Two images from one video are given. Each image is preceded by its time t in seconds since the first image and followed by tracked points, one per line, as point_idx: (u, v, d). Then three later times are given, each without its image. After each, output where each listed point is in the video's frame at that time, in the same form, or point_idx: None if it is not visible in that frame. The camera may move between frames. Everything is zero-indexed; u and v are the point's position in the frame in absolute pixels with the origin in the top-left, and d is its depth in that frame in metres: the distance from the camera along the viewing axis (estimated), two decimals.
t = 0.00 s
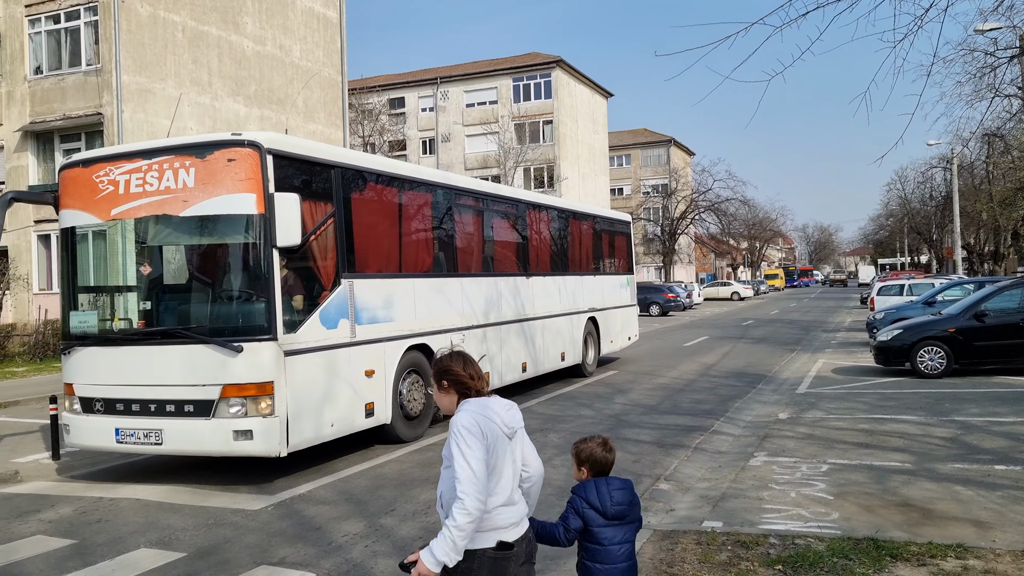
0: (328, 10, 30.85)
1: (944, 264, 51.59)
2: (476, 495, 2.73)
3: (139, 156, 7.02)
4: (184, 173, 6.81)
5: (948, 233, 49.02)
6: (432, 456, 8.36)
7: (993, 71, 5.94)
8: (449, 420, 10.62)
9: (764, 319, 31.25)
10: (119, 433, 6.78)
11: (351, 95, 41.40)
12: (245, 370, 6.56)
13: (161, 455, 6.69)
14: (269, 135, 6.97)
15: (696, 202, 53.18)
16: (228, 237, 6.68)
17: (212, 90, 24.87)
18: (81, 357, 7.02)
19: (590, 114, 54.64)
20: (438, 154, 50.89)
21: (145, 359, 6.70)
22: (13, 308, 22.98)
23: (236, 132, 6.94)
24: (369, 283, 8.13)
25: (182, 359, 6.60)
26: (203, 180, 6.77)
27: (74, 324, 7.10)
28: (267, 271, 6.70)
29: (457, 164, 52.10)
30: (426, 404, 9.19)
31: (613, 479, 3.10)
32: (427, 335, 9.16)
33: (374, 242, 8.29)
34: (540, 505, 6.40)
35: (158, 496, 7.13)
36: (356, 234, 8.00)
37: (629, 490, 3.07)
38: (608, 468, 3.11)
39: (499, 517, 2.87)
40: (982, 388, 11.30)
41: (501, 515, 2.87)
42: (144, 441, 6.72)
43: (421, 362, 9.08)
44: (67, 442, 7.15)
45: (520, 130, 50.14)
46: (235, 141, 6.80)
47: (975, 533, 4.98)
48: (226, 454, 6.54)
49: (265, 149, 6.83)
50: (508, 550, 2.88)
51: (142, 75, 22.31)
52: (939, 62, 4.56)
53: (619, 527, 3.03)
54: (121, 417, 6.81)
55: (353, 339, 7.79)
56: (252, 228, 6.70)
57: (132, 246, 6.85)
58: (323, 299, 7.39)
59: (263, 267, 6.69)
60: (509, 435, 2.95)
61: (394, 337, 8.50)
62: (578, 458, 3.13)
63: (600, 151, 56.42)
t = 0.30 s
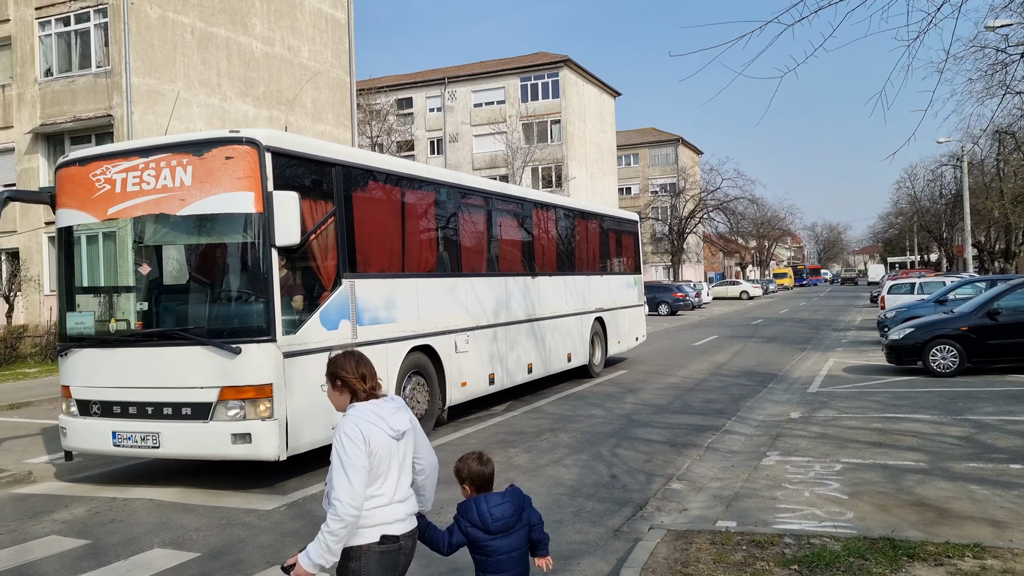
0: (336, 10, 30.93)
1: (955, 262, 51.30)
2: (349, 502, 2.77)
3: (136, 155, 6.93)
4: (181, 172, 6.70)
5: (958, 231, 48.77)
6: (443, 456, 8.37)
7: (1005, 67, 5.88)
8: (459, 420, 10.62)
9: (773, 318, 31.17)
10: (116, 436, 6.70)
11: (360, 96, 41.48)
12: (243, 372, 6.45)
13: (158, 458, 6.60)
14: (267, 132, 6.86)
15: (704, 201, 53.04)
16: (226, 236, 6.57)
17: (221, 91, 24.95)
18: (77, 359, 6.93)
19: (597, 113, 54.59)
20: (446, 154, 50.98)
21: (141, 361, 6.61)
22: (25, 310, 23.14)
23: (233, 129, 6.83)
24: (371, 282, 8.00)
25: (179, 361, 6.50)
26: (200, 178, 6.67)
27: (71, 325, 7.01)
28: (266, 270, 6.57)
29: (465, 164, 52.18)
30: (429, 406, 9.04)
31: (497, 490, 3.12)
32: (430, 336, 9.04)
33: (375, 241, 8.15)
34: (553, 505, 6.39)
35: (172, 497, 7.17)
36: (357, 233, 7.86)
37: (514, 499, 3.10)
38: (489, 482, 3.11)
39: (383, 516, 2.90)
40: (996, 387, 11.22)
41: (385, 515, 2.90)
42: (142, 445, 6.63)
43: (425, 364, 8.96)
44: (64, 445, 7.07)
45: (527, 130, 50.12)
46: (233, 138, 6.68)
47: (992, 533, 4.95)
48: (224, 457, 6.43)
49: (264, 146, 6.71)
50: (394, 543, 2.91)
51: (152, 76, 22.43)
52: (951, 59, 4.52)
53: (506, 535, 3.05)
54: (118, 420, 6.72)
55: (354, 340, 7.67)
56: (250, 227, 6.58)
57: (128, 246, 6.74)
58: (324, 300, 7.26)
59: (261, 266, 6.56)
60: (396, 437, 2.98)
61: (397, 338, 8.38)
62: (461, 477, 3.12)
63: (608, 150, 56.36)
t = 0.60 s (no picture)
0: (350, 12, 31.07)
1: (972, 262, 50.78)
2: (245, 495, 3.07)
3: (140, 155, 6.87)
4: (186, 172, 6.65)
5: (975, 231, 48.29)
6: (459, 457, 8.39)
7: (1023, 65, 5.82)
8: (474, 421, 10.66)
9: (789, 318, 31.00)
10: (121, 440, 6.69)
11: (374, 97, 41.62)
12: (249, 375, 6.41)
13: (163, 462, 6.57)
14: (271, 131, 6.82)
15: (718, 201, 52.82)
16: (231, 237, 6.53)
17: (237, 93, 25.12)
18: (82, 361, 6.91)
19: (611, 114, 54.50)
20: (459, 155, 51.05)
21: (144, 365, 6.58)
22: (44, 311, 23.39)
23: (238, 129, 6.79)
24: (378, 284, 7.98)
25: (184, 364, 6.46)
26: (204, 178, 6.63)
27: (76, 328, 6.99)
28: (271, 271, 6.54)
29: (478, 165, 52.27)
30: (438, 408, 9.01)
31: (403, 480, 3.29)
32: (439, 337, 9.02)
33: (382, 241, 8.14)
34: (568, 506, 6.40)
35: (189, 496, 7.23)
36: (364, 233, 7.85)
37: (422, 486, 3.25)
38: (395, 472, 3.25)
39: (285, 511, 3.19)
40: (1015, 388, 11.11)
41: (288, 508, 3.20)
42: (146, 449, 6.59)
43: (433, 365, 8.94)
44: (70, 448, 7.07)
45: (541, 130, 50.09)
46: (238, 138, 6.65)
47: (1013, 535, 4.91)
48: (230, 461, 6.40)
49: (268, 146, 6.68)
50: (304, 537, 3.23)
51: (168, 79, 22.63)
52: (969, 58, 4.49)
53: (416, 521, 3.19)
54: (123, 423, 6.71)
55: (361, 342, 7.65)
56: (255, 227, 6.55)
57: (133, 248, 6.71)
58: (329, 301, 7.25)
59: (266, 267, 6.54)
60: (303, 436, 3.25)
61: (404, 339, 8.37)
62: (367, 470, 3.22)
63: (621, 151, 56.23)
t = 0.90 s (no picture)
0: (386, 16, 31.38)
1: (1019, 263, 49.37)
2: (197, 481, 3.22)
3: (172, 158, 7.04)
4: (216, 174, 6.79)
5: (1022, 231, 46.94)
6: (493, 458, 8.44)
7: None
8: (508, 422, 10.69)
9: (828, 321, 30.50)
10: (153, 441, 6.85)
11: (410, 100, 41.95)
12: (278, 377, 6.51)
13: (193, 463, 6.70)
14: (300, 133, 6.93)
15: (755, 202, 52.15)
16: (261, 239, 6.64)
17: (276, 97, 25.54)
18: (116, 362, 7.09)
19: (646, 114, 54.19)
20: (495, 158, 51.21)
21: (175, 366, 6.73)
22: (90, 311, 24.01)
23: (268, 131, 6.92)
24: (408, 286, 8.03)
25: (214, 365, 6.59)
26: (234, 180, 6.75)
27: (111, 329, 7.16)
28: (300, 273, 6.62)
29: (513, 167, 52.39)
30: (468, 410, 9.03)
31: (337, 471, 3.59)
32: (470, 339, 9.03)
33: (410, 242, 8.18)
34: (603, 508, 6.40)
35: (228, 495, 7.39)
36: (392, 235, 7.90)
37: (352, 475, 3.54)
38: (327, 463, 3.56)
39: (226, 500, 3.34)
40: None
41: (229, 497, 3.35)
42: (177, 449, 6.73)
43: (463, 367, 8.94)
44: (104, 448, 7.25)
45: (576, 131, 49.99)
46: (267, 139, 6.77)
47: None
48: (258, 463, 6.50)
49: (297, 147, 6.78)
50: (230, 528, 3.35)
51: (209, 84, 23.11)
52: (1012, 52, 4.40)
53: (344, 508, 3.47)
54: (156, 423, 6.87)
55: (391, 344, 7.71)
56: (284, 229, 6.64)
57: (165, 251, 6.87)
58: (360, 303, 7.33)
59: (295, 269, 6.62)
60: (243, 428, 3.41)
61: (434, 341, 8.39)
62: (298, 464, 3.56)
63: (657, 151, 55.84)
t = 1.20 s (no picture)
0: (424, 19, 31.63)
1: None
2: (147, 458, 3.52)
3: (208, 160, 7.20)
4: (250, 176, 6.93)
5: None
6: (528, 458, 8.45)
7: None
8: (544, 423, 10.70)
9: (871, 322, 29.87)
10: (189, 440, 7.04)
11: (447, 103, 42.20)
12: (309, 378, 6.60)
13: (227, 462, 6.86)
14: (333, 135, 7.03)
15: (796, 202, 51.36)
16: (293, 240, 6.73)
17: (315, 101, 25.93)
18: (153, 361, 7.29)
19: (684, 114, 53.72)
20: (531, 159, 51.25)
21: (210, 366, 6.90)
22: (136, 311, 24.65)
23: (301, 133, 7.04)
24: (440, 287, 8.07)
25: (248, 366, 6.73)
26: (268, 182, 6.89)
27: (148, 329, 7.34)
28: (331, 275, 6.70)
29: (550, 168, 52.42)
30: (501, 411, 9.05)
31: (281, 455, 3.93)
32: (503, 341, 9.04)
33: (442, 243, 8.23)
34: (639, 510, 6.37)
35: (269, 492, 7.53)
36: (423, 236, 7.95)
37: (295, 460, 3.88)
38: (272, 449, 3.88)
39: (176, 476, 3.67)
40: None
41: (178, 472, 3.68)
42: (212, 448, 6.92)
43: (495, 369, 8.95)
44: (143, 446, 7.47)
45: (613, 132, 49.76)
46: (300, 141, 6.89)
47: None
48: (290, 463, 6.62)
49: (329, 148, 6.89)
50: (185, 499, 3.70)
51: (251, 88, 23.55)
52: None
53: (290, 490, 3.81)
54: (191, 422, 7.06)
55: (422, 345, 7.76)
56: (316, 230, 6.72)
57: (199, 253, 7.04)
58: (391, 304, 7.39)
59: (327, 269, 6.69)
60: (189, 410, 3.72)
61: (467, 342, 8.42)
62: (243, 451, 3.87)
63: (696, 151, 55.30)
